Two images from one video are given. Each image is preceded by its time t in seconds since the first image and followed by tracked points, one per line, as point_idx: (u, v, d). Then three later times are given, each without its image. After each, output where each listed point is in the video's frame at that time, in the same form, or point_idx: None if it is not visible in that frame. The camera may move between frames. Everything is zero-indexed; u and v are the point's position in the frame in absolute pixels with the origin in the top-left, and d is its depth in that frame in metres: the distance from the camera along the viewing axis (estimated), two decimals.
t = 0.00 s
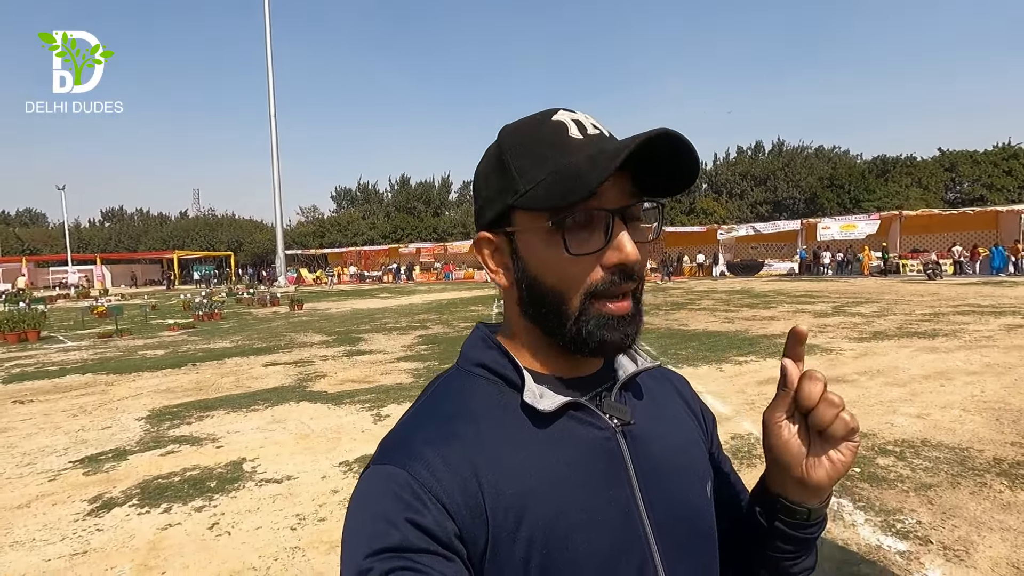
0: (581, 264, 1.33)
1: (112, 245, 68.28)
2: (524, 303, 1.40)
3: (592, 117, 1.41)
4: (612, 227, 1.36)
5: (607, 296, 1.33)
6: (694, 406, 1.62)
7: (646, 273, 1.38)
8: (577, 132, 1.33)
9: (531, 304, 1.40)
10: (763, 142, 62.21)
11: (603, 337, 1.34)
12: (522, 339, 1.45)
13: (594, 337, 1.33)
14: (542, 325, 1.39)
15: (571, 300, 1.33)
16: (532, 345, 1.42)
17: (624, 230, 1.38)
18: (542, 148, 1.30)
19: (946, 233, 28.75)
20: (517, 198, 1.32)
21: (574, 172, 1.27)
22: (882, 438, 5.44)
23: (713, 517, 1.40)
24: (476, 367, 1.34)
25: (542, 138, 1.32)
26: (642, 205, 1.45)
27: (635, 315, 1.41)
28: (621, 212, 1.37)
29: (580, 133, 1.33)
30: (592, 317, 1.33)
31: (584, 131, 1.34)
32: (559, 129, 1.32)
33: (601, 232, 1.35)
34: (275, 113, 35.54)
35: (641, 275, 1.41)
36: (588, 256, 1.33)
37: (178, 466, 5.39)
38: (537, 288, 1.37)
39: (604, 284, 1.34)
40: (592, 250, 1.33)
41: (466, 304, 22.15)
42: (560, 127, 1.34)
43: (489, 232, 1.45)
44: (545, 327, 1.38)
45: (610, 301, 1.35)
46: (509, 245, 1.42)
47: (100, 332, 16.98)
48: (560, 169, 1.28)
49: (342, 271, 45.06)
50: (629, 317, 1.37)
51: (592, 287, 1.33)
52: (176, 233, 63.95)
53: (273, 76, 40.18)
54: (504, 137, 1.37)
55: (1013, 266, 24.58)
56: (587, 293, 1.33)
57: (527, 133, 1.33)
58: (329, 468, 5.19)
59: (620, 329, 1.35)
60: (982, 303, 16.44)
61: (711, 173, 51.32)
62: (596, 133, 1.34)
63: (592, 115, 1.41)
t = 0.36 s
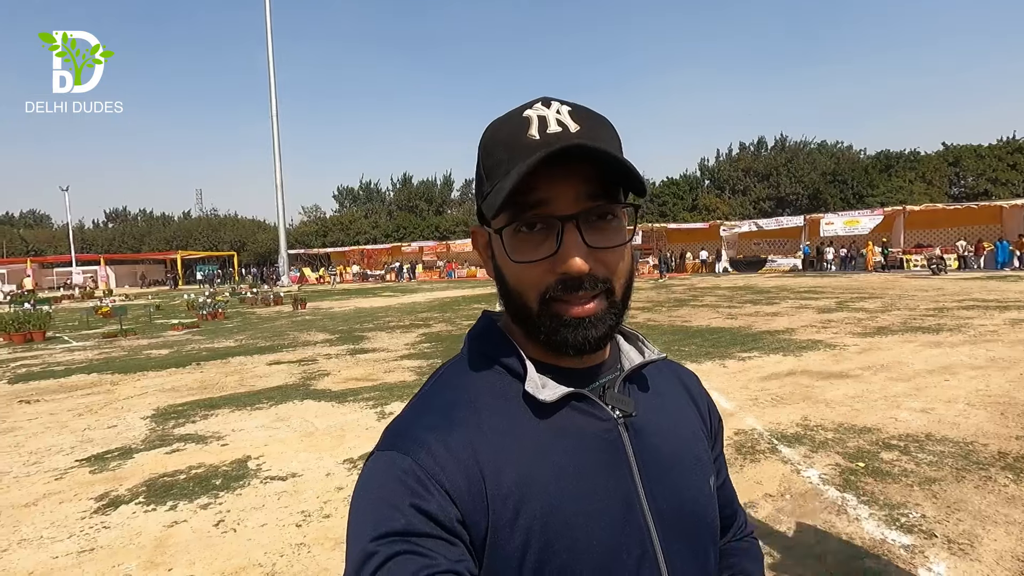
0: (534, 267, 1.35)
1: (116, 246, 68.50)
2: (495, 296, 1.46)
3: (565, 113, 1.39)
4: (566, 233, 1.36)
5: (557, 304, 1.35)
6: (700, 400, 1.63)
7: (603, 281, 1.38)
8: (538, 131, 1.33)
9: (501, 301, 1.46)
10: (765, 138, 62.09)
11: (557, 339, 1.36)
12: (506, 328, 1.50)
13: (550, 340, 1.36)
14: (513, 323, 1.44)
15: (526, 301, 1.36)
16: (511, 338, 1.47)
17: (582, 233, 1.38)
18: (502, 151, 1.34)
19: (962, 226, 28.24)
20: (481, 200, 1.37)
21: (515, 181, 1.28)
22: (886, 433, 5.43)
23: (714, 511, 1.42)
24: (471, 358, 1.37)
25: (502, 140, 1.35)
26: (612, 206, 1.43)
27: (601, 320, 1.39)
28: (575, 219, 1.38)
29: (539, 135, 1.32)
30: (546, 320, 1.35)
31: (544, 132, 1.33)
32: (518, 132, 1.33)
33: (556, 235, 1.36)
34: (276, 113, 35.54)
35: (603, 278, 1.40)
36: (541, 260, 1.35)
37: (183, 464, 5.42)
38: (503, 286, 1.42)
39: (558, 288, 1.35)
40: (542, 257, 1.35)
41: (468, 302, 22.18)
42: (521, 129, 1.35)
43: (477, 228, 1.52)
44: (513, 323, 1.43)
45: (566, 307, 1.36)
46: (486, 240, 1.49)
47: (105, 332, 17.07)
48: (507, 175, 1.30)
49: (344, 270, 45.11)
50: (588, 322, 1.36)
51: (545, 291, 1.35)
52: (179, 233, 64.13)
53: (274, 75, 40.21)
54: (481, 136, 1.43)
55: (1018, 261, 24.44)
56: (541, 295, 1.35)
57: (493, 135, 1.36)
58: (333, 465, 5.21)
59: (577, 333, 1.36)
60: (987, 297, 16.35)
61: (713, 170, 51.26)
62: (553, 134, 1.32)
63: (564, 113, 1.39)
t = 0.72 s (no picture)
0: (544, 263, 1.35)
1: (122, 247, 68.89)
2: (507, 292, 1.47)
3: (576, 108, 1.40)
4: (578, 228, 1.36)
5: (568, 299, 1.35)
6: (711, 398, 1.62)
7: (615, 277, 1.38)
8: (549, 126, 1.34)
9: (512, 297, 1.46)
10: (770, 140, 61.95)
11: (568, 334, 1.36)
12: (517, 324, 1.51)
13: (562, 335, 1.36)
14: (525, 319, 1.44)
15: (538, 296, 1.37)
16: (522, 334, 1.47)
17: (594, 228, 1.38)
18: (514, 148, 1.35)
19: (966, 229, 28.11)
20: (493, 196, 1.38)
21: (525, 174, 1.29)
22: (893, 436, 5.40)
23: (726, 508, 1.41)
24: (483, 354, 1.36)
25: (513, 137, 1.36)
26: (623, 201, 1.43)
27: (612, 316, 1.39)
28: (586, 215, 1.38)
29: (550, 129, 1.34)
30: (556, 316, 1.35)
31: (555, 126, 1.34)
32: (529, 126, 1.35)
33: (566, 230, 1.37)
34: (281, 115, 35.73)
35: (614, 275, 1.40)
36: (551, 257, 1.35)
37: (189, 464, 5.43)
38: (515, 283, 1.43)
39: (569, 283, 1.35)
40: (553, 252, 1.35)
41: (472, 304, 22.21)
42: (533, 123, 1.36)
43: (490, 225, 1.54)
44: (525, 319, 1.43)
45: (578, 302, 1.36)
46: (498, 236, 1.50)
47: (111, 333, 17.16)
48: (517, 170, 1.31)
49: (348, 272, 45.23)
50: (598, 317, 1.36)
51: (556, 286, 1.35)
52: (185, 235, 64.46)
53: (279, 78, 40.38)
54: (493, 134, 1.45)
55: None
56: (553, 290, 1.35)
57: (504, 130, 1.38)
58: (338, 466, 5.22)
59: (588, 329, 1.36)
60: (994, 301, 16.26)
61: (718, 173, 51.25)
62: (564, 129, 1.34)
63: (576, 107, 1.40)
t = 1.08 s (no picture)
0: (548, 253, 1.37)
1: (135, 247, 69.66)
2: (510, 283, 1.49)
3: (583, 99, 1.41)
4: (582, 218, 1.38)
5: (571, 290, 1.36)
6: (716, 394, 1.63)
7: (620, 268, 1.39)
8: (555, 116, 1.35)
9: (515, 290, 1.48)
10: (781, 146, 61.60)
11: (571, 325, 1.37)
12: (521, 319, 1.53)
13: (565, 326, 1.38)
14: (528, 311, 1.46)
15: (541, 287, 1.39)
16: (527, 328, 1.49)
17: (598, 219, 1.39)
18: (519, 138, 1.36)
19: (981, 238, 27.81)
20: (499, 186, 1.40)
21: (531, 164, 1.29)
22: (909, 444, 5.35)
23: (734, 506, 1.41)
24: (488, 349, 1.38)
25: (520, 127, 1.37)
26: (628, 193, 1.44)
27: (616, 307, 1.40)
28: (591, 205, 1.39)
29: (556, 120, 1.34)
30: (560, 306, 1.37)
31: (560, 117, 1.35)
32: (536, 116, 1.36)
33: (571, 221, 1.38)
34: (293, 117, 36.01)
35: (618, 267, 1.41)
36: (554, 247, 1.37)
37: (203, 461, 5.49)
38: (519, 274, 1.45)
39: (572, 273, 1.36)
40: (557, 243, 1.37)
41: (482, 306, 22.26)
42: (540, 113, 1.37)
43: (495, 218, 1.56)
44: (528, 311, 1.45)
45: (581, 293, 1.37)
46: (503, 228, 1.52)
47: (125, 331, 17.36)
48: (521, 160, 1.33)
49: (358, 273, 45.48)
50: (602, 307, 1.37)
51: (559, 276, 1.37)
52: (197, 235, 65.10)
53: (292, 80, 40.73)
54: (499, 124, 1.46)
55: None
56: (556, 281, 1.37)
57: (509, 121, 1.39)
58: (350, 465, 5.25)
59: (592, 319, 1.37)
60: (1010, 310, 16.06)
61: (728, 178, 51.05)
62: (570, 120, 1.34)
63: (582, 98, 1.41)
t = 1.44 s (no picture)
0: (547, 256, 1.36)
1: (169, 246, 71.73)
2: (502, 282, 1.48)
3: (584, 100, 1.40)
4: (583, 223, 1.38)
5: (567, 293, 1.37)
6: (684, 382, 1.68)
7: (616, 271, 1.40)
8: (557, 117, 1.35)
9: (506, 288, 1.47)
10: (811, 158, 60.63)
11: (565, 326, 1.38)
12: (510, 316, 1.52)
13: (562, 327, 1.38)
14: (517, 309, 1.46)
15: (537, 288, 1.38)
16: (514, 325, 1.49)
17: (599, 224, 1.39)
18: (520, 137, 1.34)
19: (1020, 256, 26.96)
20: (494, 184, 1.38)
21: (535, 166, 1.30)
22: (939, 461, 5.25)
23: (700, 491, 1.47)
24: (479, 344, 1.38)
25: (520, 125, 1.35)
26: (625, 198, 1.45)
27: (609, 310, 1.41)
28: (593, 209, 1.39)
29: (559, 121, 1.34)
30: (557, 308, 1.37)
31: (562, 119, 1.34)
32: (538, 116, 1.35)
33: (572, 225, 1.38)
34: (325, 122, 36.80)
35: (615, 270, 1.42)
36: (555, 250, 1.37)
37: (235, 452, 5.67)
38: (512, 273, 1.43)
39: (571, 277, 1.37)
40: (557, 245, 1.37)
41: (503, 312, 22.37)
42: (543, 112, 1.36)
43: (483, 212, 1.54)
44: (519, 310, 1.45)
45: (577, 295, 1.38)
46: (495, 226, 1.51)
47: (158, 326, 17.92)
48: (524, 162, 1.32)
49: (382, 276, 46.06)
50: (597, 311, 1.38)
51: (558, 279, 1.37)
52: (227, 235, 66.71)
53: (323, 85, 41.53)
54: (495, 119, 1.44)
55: None
56: (553, 284, 1.37)
57: (509, 118, 1.37)
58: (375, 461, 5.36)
59: (587, 321, 1.38)
60: None
61: (756, 189, 50.42)
62: (574, 120, 1.35)
63: (584, 100, 1.40)
